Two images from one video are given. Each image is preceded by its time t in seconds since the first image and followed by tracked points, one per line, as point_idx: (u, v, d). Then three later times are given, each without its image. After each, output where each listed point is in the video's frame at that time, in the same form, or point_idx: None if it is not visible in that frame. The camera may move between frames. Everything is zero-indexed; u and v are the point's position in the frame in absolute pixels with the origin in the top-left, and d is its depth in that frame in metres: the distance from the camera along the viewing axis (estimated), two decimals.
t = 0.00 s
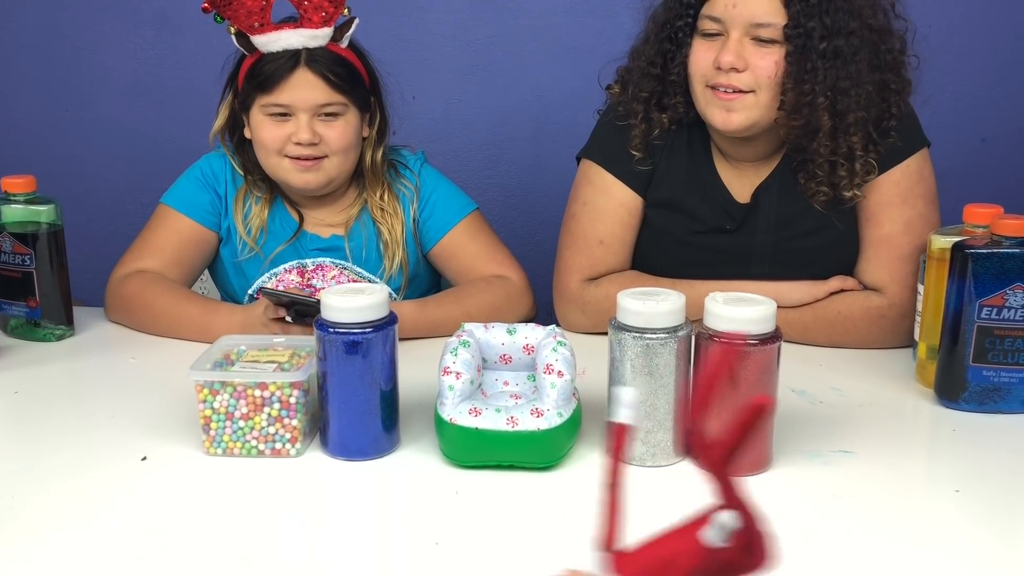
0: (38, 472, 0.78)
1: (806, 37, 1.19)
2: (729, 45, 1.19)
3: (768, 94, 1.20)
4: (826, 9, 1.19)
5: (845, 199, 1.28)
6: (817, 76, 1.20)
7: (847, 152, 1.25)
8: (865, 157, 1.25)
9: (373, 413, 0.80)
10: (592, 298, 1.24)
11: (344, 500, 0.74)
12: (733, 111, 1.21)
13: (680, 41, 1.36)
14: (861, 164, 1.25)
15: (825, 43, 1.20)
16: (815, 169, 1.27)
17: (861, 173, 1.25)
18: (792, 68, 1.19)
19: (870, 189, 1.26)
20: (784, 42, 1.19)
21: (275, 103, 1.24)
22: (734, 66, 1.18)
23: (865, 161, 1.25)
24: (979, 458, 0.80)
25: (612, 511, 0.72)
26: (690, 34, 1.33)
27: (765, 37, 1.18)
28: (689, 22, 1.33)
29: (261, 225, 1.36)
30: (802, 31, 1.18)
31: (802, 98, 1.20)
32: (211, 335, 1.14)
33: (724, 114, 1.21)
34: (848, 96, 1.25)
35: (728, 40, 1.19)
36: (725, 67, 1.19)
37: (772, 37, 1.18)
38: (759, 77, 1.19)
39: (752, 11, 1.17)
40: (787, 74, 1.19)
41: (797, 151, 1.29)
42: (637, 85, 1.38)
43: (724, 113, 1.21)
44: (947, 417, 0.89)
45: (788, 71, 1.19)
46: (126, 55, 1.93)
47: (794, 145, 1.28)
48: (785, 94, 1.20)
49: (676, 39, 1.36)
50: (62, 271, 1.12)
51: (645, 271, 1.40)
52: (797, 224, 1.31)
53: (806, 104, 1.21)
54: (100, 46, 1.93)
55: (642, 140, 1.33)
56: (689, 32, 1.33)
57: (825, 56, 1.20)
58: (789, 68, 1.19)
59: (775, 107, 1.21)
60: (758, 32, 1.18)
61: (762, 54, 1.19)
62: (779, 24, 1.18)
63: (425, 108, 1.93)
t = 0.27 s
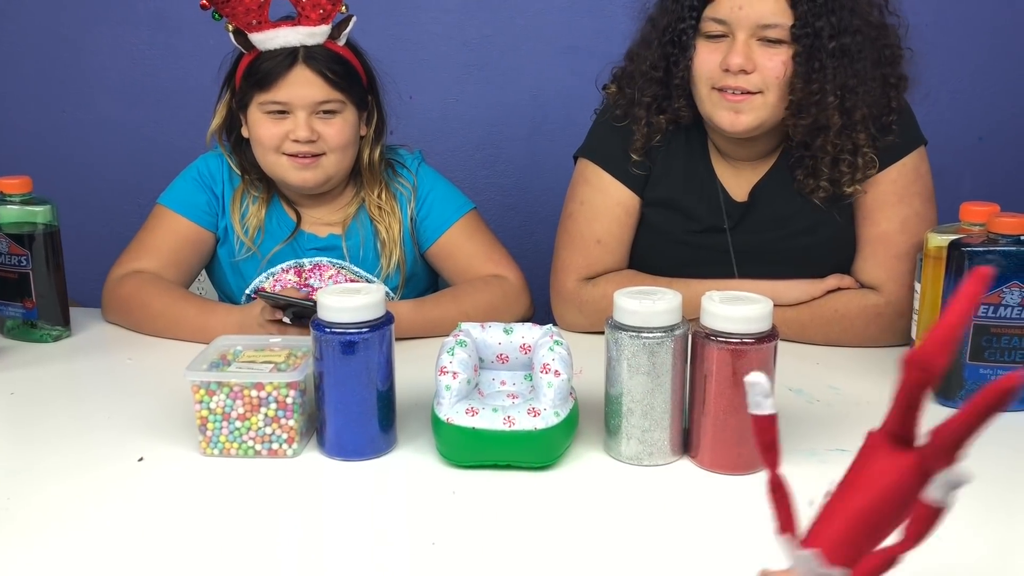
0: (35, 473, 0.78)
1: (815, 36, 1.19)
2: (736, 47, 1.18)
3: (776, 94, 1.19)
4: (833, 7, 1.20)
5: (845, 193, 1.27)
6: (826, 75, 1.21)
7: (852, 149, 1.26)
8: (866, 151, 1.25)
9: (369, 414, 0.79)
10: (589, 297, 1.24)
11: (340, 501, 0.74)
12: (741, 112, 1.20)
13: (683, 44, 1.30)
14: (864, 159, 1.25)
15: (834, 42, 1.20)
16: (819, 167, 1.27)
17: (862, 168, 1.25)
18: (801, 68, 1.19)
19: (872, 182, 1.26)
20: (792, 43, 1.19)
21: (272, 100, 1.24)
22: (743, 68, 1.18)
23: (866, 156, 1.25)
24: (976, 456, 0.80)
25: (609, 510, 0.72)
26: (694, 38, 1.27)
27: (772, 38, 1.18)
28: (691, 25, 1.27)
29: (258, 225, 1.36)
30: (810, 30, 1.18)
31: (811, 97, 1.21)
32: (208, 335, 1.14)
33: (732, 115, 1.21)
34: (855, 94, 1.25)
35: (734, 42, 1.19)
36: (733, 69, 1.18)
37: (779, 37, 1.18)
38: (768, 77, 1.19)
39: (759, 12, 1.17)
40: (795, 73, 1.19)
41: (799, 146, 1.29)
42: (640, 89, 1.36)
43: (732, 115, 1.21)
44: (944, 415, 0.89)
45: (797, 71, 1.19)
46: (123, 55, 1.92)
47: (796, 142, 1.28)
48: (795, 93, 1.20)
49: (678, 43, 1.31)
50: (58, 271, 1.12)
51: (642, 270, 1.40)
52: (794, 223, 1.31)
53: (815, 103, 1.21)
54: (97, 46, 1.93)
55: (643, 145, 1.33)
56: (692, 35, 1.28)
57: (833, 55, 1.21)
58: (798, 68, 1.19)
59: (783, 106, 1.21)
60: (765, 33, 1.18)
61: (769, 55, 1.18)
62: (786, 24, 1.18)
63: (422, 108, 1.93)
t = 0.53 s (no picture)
0: (33, 477, 0.78)
1: (829, 34, 1.21)
2: (746, 46, 1.18)
3: (785, 93, 1.21)
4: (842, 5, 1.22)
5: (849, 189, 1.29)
6: (839, 70, 1.23)
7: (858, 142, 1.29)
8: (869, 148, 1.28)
9: (367, 417, 0.79)
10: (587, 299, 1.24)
11: (338, 504, 0.73)
12: (751, 112, 1.21)
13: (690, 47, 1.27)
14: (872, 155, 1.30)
15: (845, 39, 1.22)
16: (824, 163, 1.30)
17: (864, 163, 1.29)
18: (812, 65, 1.20)
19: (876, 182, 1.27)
20: (803, 41, 1.19)
21: (269, 104, 1.23)
22: (754, 68, 1.18)
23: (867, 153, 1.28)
24: (974, 458, 0.80)
25: (606, 513, 0.72)
26: (700, 39, 1.24)
27: (781, 36, 1.18)
28: (699, 26, 1.23)
29: (256, 228, 1.36)
30: (820, 28, 1.19)
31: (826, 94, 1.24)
32: (206, 338, 1.14)
33: (742, 115, 1.22)
34: (863, 88, 1.29)
35: (744, 41, 1.19)
36: (745, 69, 1.18)
37: (789, 36, 1.18)
38: (777, 76, 1.19)
39: (768, 12, 1.17)
40: (806, 71, 1.20)
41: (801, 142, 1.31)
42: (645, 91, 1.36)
43: (742, 114, 1.22)
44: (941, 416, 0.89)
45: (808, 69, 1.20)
46: (120, 58, 1.92)
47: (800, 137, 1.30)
48: (807, 91, 1.22)
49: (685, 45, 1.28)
50: (55, 275, 1.12)
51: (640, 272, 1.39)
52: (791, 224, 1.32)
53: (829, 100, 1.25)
54: (95, 48, 1.93)
55: (648, 148, 1.35)
56: (698, 37, 1.24)
57: (845, 51, 1.23)
58: (808, 66, 1.20)
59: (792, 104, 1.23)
60: (774, 32, 1.18)
61: (779, 54, 1.19)
62: (796, 23, 1.18)
63: (420, 110, 1.93)
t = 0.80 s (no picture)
0: (32, 482, 0.78)
1: (814, 31, 1.20)
2: (735, 42, 1.19)
3: (774, 90, 1.20)
4: (830, 5, 1.22)
5: (847, 194, 1.27)
6: (826, 69, 1.22)
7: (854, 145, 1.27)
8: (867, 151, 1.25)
9: (367, 422, 0.79)
10: (588, 303, 1.24)
11: (337, 510, 0.73)
12: (739, 109, 1.21)
13: (683, 41, 1.31)
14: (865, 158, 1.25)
15: (834, 37, 1.22)
16: (818, 167, 1.28)
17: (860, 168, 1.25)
18: (801, 63, 1.20)
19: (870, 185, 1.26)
20: (792, 39, 1.20)
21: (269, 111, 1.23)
22: (742, 63, 1.18)
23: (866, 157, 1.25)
24: (974, 462, 0.80)
25: (607, 518, 0.72)
26: (694, 34, 1.28)
27: (771, 33, 1.19)
28: (692, 22, 1.27)
29: (256, 231, 1.36)
30: (809, 26, 1.20)
31: (811, 93, 1.22)
32: (206, 342, 1.14)
33: (731, 113, 1.21)
34: (855, 90, 1.27)
35: (733, 37, 1.20)
36: (732, 64, 1.19)
37: (778, 32, 1.19)
38: (766, 73, 1.19)
39: (758, 8, 1.18)
40: (795, 68, 1.20)
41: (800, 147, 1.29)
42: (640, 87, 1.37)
43: (730, 112, 1.21)
44: (942, 420, 0.89)
45: (797, 66, 1.20)
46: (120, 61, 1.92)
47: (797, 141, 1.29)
48: (795, 88, 1.21)
49: (678, 40, 1.32)
50: (55, 279, 1.12)
51: (640, 275, 1.39)
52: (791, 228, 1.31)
53: (815, 98, 1.22)
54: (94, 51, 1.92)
55: (643, 143, 1.34)
56: (692, 33, 1.28)
57: (834, 50, 1.22)
58: (797, 63, 1.20)
59: (782, 103, 1.22)
60: (764, 29, 1.19)
61: (768, 51, 1.19)
62: (785, 20, 1.19)
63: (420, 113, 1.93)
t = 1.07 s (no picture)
0: (35, 485, 0.78)
1: (790, 33, 1.18)
2: (715, 42, 1.20)
3: (754, 91, 1.19)
4: (808, 7, 1.20)
5: (839, 200, 1.27)
6: (801, 71, 1.19)
7: (834, 151, 1.25)
8: (863, 159, 1.26)
9: (370, 425, 0.79)
10: (590, 305, 1.24)
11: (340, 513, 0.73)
12: (719, 107, 1.21)
13: (671, 41, 1.36)
14: (853, 166, 1.25)
15: (809, 39, 1.20)
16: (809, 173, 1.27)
17: (855, 175, 1.26)
18: (778, 64, 1.19)
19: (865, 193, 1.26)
20: (769, 39, 1.19)
21: (275, 116, 1.23)
22: (719, 62, 1.19)
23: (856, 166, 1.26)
24: (977, 465, 0.80)
25: (611, 521, 0.72)
26: (682, 34, 1.34)
27: (751, 34, 1.19)
28: (680, 23, 1.34)
29: (260, 234, 1.36)
30: (785, 27, 1.18)
31: (787, 94, 1.20)
32: (209, 345, 1.14)
33: (711, 110, 1.21)
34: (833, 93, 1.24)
35: (715, 38, 1.20)
36: (711, 64, 1.19)
37: (758, 34, 1.18)
38: (745, 74, 1.19)
39: (739, 9, 1.18)
40: (772, 69, 1.19)
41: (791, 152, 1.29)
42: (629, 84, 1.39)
43: (711, 110, 1.21)
44: (946, 424, 0.89)
45: (773, 65, 1.19)
46: (123, 63, 1.93)
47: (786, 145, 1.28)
48: (770, 90, 1.19)
49: (666, 39, 1.37)
50: (59, 281, 1.12)
51: (643, 278, 1.39)
52: (795, 230, 1.31)
53: (790, 100, 1.20)
54: (97, 54, 1.93)
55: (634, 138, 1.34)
56: (680, 33, 1.35)
57: (808, 52, 1.20)
58: (774, 64, 1.19)
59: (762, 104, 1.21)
60: (744, 29, 1.19)
61: (746, 52, 1.19)
62: (764, 21, 1.18)
63: (422, 115, 1.93)
